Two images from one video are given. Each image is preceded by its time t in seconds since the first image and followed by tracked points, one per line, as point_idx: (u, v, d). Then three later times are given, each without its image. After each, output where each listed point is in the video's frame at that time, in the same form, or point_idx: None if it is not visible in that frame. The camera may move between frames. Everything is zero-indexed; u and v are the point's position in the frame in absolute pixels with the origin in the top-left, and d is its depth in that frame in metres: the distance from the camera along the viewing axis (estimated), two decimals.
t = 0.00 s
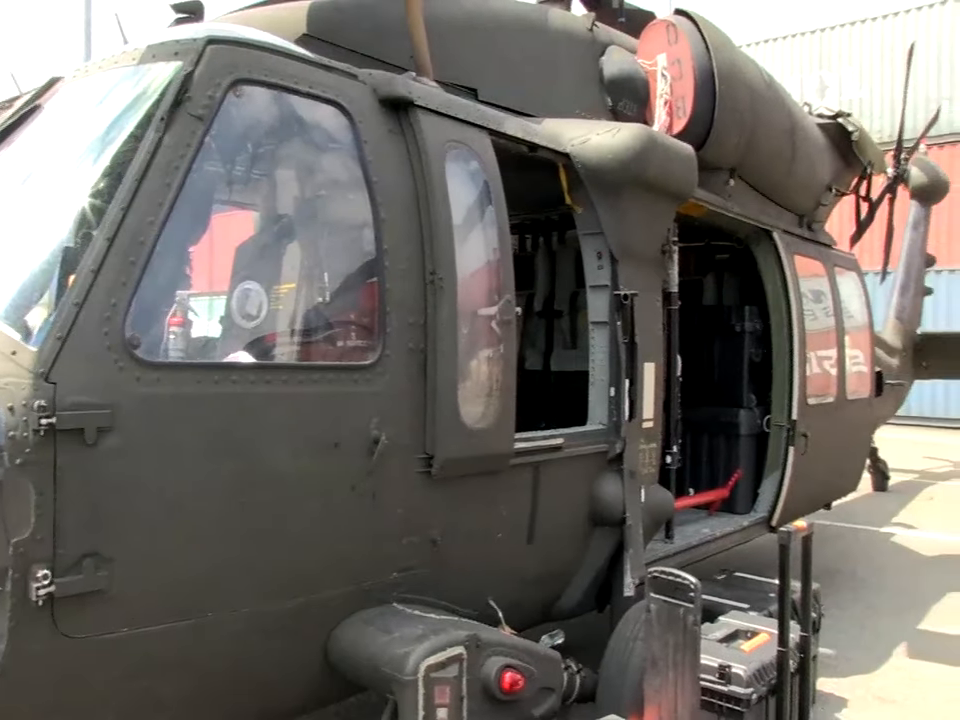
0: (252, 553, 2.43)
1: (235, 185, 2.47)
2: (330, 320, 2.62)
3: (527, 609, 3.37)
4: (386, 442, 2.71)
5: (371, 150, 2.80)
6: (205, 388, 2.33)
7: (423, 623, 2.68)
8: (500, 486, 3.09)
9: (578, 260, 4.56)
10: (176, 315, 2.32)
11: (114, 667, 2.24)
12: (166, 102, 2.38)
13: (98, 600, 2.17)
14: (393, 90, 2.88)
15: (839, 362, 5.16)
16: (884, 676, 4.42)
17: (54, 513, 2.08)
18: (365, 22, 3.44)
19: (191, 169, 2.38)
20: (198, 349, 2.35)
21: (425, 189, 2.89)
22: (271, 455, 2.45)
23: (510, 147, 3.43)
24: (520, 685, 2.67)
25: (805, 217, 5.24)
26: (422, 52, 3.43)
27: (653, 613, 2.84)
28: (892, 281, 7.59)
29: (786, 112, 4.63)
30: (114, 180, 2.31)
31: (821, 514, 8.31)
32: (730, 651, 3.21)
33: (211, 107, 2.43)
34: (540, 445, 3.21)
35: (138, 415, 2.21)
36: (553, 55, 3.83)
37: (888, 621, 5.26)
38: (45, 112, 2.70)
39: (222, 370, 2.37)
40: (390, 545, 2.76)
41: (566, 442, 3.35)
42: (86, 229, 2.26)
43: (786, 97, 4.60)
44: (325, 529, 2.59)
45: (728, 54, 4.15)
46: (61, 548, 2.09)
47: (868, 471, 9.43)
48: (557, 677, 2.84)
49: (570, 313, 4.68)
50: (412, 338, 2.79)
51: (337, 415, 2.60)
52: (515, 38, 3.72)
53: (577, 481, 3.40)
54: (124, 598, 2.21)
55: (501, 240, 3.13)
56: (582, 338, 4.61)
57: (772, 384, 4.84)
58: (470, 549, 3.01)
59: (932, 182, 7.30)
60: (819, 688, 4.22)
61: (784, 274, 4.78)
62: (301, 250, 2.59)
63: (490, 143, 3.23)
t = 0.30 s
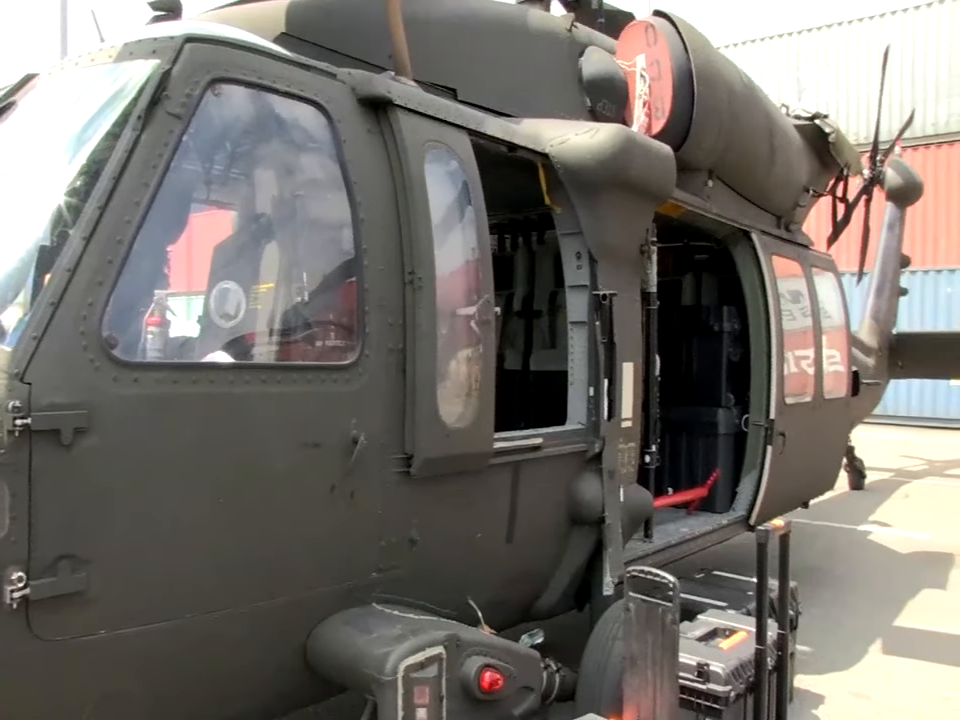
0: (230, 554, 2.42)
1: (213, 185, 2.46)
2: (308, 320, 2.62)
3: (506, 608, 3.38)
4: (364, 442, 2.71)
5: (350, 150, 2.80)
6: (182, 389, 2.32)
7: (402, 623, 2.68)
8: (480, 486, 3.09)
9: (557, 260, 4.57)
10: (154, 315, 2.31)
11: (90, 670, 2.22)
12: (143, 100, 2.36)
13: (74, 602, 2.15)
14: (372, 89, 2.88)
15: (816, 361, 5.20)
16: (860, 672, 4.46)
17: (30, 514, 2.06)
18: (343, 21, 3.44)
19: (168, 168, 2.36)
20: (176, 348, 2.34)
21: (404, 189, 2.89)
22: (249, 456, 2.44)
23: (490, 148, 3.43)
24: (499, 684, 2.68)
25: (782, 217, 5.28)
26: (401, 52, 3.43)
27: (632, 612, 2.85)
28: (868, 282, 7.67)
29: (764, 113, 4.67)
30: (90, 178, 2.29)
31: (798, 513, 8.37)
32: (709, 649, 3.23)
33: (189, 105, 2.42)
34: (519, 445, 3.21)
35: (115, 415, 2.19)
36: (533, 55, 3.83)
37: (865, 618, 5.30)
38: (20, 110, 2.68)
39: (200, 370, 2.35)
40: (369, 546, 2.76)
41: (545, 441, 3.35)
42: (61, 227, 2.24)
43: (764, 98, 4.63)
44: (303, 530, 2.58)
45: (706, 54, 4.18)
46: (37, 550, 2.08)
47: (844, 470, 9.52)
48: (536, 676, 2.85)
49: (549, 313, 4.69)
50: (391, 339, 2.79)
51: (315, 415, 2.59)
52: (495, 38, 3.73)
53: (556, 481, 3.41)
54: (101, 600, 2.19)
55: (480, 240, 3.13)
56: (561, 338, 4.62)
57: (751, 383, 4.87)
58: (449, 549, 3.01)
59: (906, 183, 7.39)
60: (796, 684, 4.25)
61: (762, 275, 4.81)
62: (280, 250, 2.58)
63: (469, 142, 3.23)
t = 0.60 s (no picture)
0: (208, 556, 2.41)
1: (192, 184, 2.44)
2: (288, 320, 2.61)
3: (486, 608, 3.38)
4: (344, 442, 2.70)
5: (331, 149, 2.79)
6: (161, 389, 2.30)
7: (382, 624, 2.67)
8: (460, 485, 3.09)
9: (537, 260, 4.58)
10: (132, 314, 2.29)
11: (67, 674, 2.20)
12: (121, 98, 2.34)
13: (51, 604, 2.13)
14: (353, 89, 2.87)
15: (795, 361, 5.24)
16: (838, 669, 4.50)
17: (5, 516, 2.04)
18: (323, 20, 3.43)
19: (147, 166, 2.35)
20: (155, 349, 2.32)
21: (385, 189, 2.88)
22: (228, 456, 2.43)
23: (470, 147, 3.43)
24: (480, 684, 2.68)
25: (762, 218, 5.31)
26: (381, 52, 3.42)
27: (612, 611, 2.86)
28: (846, 282, 7.73)
29: (744, 114, 4.69)
30: (67, 177, 2.26)
31: (777, 511, 8.42)
32: (688, 648, 3.25)
33: (167, 104, 2.40)
34: (500, 445, 3.22)
35: (92, 416, 2.17)
36: (513, 56, 3.84)
37: (843, 615, 5.35)
38: None
39: (179, 370, 2.34)
40: (349, 546, 2.75)
41: (526, 442, 3.36)
42: (38, 226, 2.22)
43: (743, 99, 4.66)
44: (283, 531, 2.57)
45: (686, 55, 4.19)
46: (12, 552, 2.06)
47: (822, 468, 9.59)
48: (517, 676, 2.86)
49: (529, 313, 4.70)
50: (371, 339, 2.79)
51: (295, 415, 2.58)
52: (475, 38, 3.73)
53: (536, 480, 3.42)
54: (77, 602, 2.18)
55: (460, 240, 3.13)
56: (541, 338, 4.64)
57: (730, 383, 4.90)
58: (429, 549, 3.01)
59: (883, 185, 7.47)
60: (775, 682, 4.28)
61: (742, 275, 4.84)
62: (259, 250, 2.57)
63: (450, 142, 3.23)
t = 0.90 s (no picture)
0: (186, 557, 2.40)
1: (171, 183, 2.42)
2: (267, 320, 2.59)
3: (467, 607, 3.38)
4: (324, 442, 2.70)
5: (310, 148, 2.78)
6: (138, 389, 2.29)
7: (362, 624, 2.67)
8: (440, 485, 3.09)
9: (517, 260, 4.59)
10: (110, 314, 2.27)
11: (43, 677, 2.18)
12: (98, 96, 2.32)
13: (27, 607, 2.11)
14: (332, 88, 2.87)
15: (773, 361, 5.28)
16: (815, 666, 4.53)
17: None
18: (303, 19, 3.42)
19: (124, 165, 2.33)
20: (133, 349, 2.30)
21: (364, 189, 2.88)
22: (207, 457, 2.42)
23: (450, 147, 3.43)
24: (460, 684, 2.68)
25: (740, 219, 5.35)
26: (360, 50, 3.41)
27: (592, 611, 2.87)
28: (823, 282, 7.79)
29: (723, 115, 4.72)
30: (43, 175, 2.24)
31: (755, 510, 8.48)
32: (667, 647, 3.27)
33: (145, 102, 2.38)
34: (480, 445, 3.22)
35: (69, 417, 2.16)
36: (493, 56, 3.84)
37: (821, 613, 5.39)
38: None
39: (157, 370, 2.33)
40: (329, 547, 2.75)
41: (506, 441, 3.36)
42: (13, 225, 2.20)
43: (723, 101, 4.68)
44: (262, 532, 2.56)
45: (666, 56, 4.19)
46: None
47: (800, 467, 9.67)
48: (497, 676, 2.86)
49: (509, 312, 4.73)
50: (350, 339, 2.78)
51: (274, 415, 2.57)
52: (455, 38, 3.73)
53: (516, 480, 3.42)
54: (53, 605, 2.16)
55: (440, 240, 3.13)
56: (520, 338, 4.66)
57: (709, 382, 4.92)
58: (409, 549, 3.01)
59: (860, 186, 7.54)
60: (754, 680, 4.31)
61: (720, 275, 4.87)
62: (238, 249, 2.56)
63: (429, 142, 3.23)
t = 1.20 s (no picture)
0: (164, 559, 2.38)
1: (149, 182, 2.41)
2: (246, 320, 2.58)
3: (447, 607, 3.38)
4: (303, 443, 2.69)
5: (290, 148, 2.77)
6: (116, 390, 2.27)
7: (342, 625, 2.66)
8: (420, 485, 3.09)
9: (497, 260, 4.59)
10: (87, 314, 2.26)
11: (19, 681, 2.16)
12: (75, 94, 2.30)
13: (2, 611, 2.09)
14: (312, 87, 2.86)
15: (752, 361, 5.31)
16: (793, 664, 4.57)
17: None
18: (282, 18, 3.40)
19: (102, 163, 2.31)
20: (111, 349, 2.29)
21: (344, 189, 2.87)
22: (185, 458, 2.40)
23: (430, 147, 3.43)
24: (440, 684, 2.68)
25: (719, 219, 5.38)
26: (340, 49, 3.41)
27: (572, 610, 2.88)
28: (801, 282, 7.85)
29: (702, 117, 4.75)
30: (18, 173, 2.22)
31: (734, 509, 8.53)
32: (647, 646, 3.28)
33: (123, 100, 2.36)
34: (460, 444, 3.22)
35: (45, 418, 2.14)
36: (473, 56, 3.84)
37: (799, 611, 5.43)
38: None
39: (135, 371, 2.31)
40: (308, 548, 2.74)
41: (486, 441, 3.36)
42: None
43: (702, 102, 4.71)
44: (241, 533, 2.55)
45: (645, 56, 4.21)
46: None
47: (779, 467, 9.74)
48: (477, 675, 2.86)
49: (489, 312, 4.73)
50: (330, 339, 2.77)
51: (253, 416, 2.56)
52: (435, 38, 3.73)
53: (496, 480, 3.42)
54: (29, 608, 2.14)
55: (420, 240, 3.13)
56: (500, 339, 4.67)
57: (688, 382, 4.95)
58: (389, 550, 3.01)
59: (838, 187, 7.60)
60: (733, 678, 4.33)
61: (700, 275, 4.89)
62: (217, 249, 2.54)
63: (409, 142, 3.23)
